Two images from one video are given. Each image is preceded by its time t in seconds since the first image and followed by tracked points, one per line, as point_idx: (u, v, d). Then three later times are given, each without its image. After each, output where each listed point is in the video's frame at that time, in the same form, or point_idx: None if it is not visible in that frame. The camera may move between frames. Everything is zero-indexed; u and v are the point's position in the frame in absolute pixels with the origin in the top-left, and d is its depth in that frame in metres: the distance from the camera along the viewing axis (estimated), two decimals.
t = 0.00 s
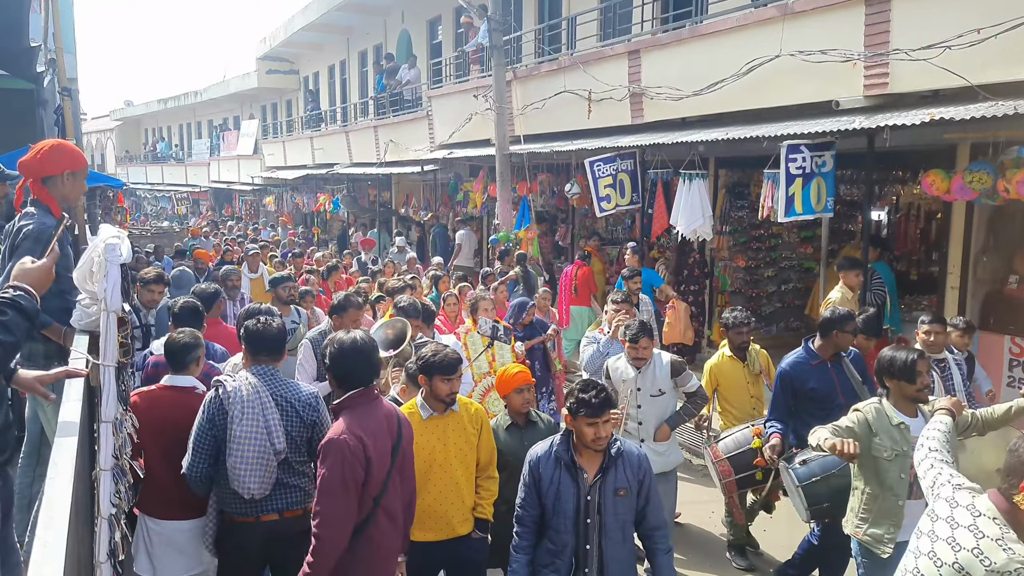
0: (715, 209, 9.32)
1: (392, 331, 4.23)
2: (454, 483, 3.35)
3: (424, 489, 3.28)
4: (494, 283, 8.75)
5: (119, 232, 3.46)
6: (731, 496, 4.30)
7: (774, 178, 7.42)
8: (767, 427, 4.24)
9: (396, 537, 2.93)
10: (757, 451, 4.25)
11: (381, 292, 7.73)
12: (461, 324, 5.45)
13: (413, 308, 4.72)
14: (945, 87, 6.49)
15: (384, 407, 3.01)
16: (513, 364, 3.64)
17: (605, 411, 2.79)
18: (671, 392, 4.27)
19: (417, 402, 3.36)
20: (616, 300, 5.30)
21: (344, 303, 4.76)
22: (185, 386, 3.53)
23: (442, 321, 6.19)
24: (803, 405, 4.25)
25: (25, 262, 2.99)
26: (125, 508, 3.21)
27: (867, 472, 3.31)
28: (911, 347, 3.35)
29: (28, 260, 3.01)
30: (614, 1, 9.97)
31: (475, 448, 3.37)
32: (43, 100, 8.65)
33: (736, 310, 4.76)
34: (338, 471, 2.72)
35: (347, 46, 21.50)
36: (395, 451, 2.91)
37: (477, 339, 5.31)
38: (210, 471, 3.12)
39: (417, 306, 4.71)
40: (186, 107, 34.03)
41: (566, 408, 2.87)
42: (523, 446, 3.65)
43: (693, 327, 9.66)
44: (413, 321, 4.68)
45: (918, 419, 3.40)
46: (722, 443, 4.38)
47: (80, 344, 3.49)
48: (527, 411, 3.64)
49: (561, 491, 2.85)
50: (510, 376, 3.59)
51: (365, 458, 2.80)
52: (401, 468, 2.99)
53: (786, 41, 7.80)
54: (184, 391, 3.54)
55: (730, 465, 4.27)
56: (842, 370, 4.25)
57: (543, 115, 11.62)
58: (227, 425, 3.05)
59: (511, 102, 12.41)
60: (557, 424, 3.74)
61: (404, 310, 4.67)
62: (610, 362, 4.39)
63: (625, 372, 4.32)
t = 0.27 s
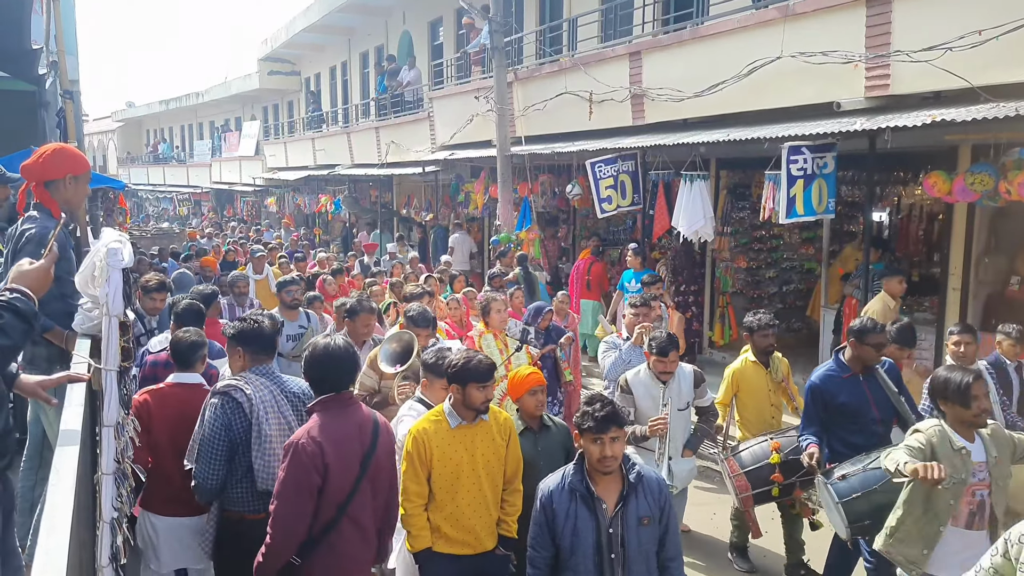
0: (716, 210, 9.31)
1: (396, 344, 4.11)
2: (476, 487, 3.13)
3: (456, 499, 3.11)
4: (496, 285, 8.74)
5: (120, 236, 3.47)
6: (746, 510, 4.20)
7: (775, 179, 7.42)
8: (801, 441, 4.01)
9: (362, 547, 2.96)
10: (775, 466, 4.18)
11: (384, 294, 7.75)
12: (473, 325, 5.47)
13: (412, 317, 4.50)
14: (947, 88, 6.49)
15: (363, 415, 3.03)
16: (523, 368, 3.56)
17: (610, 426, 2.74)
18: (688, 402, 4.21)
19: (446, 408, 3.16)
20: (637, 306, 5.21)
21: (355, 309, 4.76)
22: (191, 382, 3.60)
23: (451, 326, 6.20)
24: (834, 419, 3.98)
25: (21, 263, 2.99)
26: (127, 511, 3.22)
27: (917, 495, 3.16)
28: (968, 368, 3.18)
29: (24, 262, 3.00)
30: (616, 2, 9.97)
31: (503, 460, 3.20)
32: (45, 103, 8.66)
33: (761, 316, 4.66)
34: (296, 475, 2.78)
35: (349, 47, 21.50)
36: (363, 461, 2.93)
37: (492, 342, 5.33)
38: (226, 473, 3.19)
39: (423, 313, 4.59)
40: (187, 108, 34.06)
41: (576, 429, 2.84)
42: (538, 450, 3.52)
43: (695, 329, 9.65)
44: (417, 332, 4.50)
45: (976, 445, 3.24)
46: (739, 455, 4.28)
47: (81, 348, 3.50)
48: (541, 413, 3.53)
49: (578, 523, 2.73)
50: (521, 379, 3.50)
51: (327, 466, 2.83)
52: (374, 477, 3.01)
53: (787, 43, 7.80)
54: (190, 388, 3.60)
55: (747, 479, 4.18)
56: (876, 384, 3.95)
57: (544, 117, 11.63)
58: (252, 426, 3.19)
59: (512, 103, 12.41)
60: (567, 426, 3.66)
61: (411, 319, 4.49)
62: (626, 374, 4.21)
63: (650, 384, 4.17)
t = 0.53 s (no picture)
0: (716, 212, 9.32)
1: (391, 351, 3.99)
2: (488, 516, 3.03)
3: (467, 532, 3.00)
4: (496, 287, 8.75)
5: (120, 240, 3.48)
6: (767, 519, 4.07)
7: (775, 181, 7.42)
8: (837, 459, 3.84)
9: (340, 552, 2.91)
10: (800, 474, 4.03)
11: (384, 297, 7.76)
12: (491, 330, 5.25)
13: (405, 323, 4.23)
14: (946, 90, 6.49)
15: (341, 417, 3.00)
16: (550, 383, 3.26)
17: (629, 438, 2.55)
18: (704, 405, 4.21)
19: (453, 433, 3.03)
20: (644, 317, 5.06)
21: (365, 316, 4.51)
22: (179, 383, 3.64)
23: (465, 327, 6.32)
24: (873, 433, 3.88)
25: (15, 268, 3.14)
26: (127, 515, 3.22)
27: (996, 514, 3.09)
28: None
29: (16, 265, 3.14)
30: (616, 5, 9.98)
31: (513, 489, 3.06)
32: (45, 106, 8.66)
33: (795, 322, 4.51)
34: (264, 476, 2.78)
35: (349, 48, 21.51)
36: (336, 464, 2.89)
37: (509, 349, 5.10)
38: (228, 472, 3.24)
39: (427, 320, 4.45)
40: (188, 109, 34.08)
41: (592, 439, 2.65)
42: (563, 474, 3.25)
43: (695, 330, 9.65)
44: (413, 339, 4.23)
45: None
46: (761, 461, 4.14)
47: (81, 352, 3.50)
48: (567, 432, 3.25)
49: (602, 548, 2.54)
50: (547, 397, 3.21)
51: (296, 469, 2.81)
52: (351, 482, 2.97)
53: (786, 45, 7.80)
54: (179, 388, 3.64)
55: (768, 485, 4.05)
56: (913, 395, 3.85)
57: (544, 118, 11.64)
58: (255, 425, 3.26)
59: (512, 105, 12.42)
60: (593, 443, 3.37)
61: (404, 323, 4.21)
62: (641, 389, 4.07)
63: (670, 397, 4.05)
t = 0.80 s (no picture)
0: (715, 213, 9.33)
1: (389, 353, 3.67)
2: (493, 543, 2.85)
3: (467, 561, 2.82)
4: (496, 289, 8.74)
5: (121, 242, 3.49)
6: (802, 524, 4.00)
7: (775, 183, 7.42)
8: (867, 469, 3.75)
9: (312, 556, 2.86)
10: (831, 469, 3.99)
11: (384, 298, 7.77)
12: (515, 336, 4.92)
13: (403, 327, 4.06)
14: (945, 92, 6.49)
15: (316, 419, 2.94)
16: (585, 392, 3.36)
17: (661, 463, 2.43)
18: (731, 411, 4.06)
19: (453, 452, 2.86)
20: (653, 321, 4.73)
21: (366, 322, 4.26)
22: (176, 378, 3.72)
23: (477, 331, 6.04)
24: (909, 441, 3.79)
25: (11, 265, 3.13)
26: (126, 517, 3.21)
27: None
28: None
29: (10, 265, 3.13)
30: (616, 6, 9.99)
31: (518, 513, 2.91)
32: (45, 108, 8.66)
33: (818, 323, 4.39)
34: (230, 474, 2.76)
35: (349, 49, 21.51)
36: (306, 468, 2.83)
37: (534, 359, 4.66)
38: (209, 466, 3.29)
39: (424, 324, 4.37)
40: (188, 110, 34.09)
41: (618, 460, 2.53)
42: (592, 481, 3.29)
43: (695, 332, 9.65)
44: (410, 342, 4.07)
45: None
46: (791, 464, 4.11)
47: (81, 354, 3.50)
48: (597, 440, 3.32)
49: None
50: (580, 404, 3.31)
51: (261, 470, 2.77)
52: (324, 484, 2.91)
53: (786, 47, 7.81)
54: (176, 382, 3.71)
55: (801, 483, 3.98)
56: (951, 402, 3.76)
57: (544, 120, 11.65)
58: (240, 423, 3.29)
59: (512, 107, 12.42)
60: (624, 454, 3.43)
61: (400, 326, 4.05)
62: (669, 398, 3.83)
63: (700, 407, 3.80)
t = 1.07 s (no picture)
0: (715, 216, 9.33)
1: (394, 368, 3.43)
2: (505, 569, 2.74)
3: None
4: (496, 291, 8.73)
5: (121, 245, 3.48)
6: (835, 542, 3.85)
7: (775, 185, 7.42)
8: (904, 486, 3.64)
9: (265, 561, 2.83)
10: (869, 489, 3.85)
11: (384, 301, 7.77)
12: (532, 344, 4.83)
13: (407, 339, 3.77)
14: (945, 94, 6.50)
15: (277, 421, 2.88)
16: (604, 412, 3.26)
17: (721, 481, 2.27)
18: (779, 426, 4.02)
19: (463, 477, 2.74)
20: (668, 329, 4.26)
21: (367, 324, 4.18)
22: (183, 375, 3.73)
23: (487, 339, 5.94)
24: (952, 461, 3.60)
25: None
26: (126, 520, 3.20)
27: None
28: None
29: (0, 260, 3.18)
30: (616, 9, 10.01)
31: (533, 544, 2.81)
32: (46, 110, 8.67)
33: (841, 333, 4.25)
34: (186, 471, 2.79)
35: (349, 52, 21.54)
36: (258, 469, 2.78)
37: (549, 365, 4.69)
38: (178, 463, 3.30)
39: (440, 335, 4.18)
40: (188, 113, 34.11)
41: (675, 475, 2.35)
42: (609, 502, 3.20)
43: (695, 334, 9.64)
44: (416, 355, 3.76)
45: None
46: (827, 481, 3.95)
47: (82, 357, 3.49)
48: (618, 462, 3.21)
49: None
50: (601, 424, 3.21)
51: (205, 471, 2.78)
52: (277, 490, 2.84)
53: (786, 49, 7.82)
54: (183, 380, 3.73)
55: (837, 505, 3.84)
56: (998, 421, 3.56)
57: (544, 122, 11.67)
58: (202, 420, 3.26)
59: (512, 109, 12.43)
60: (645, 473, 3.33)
61: (406, 340, 3.76)
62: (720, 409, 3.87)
63: (750, 421, 3.85)
